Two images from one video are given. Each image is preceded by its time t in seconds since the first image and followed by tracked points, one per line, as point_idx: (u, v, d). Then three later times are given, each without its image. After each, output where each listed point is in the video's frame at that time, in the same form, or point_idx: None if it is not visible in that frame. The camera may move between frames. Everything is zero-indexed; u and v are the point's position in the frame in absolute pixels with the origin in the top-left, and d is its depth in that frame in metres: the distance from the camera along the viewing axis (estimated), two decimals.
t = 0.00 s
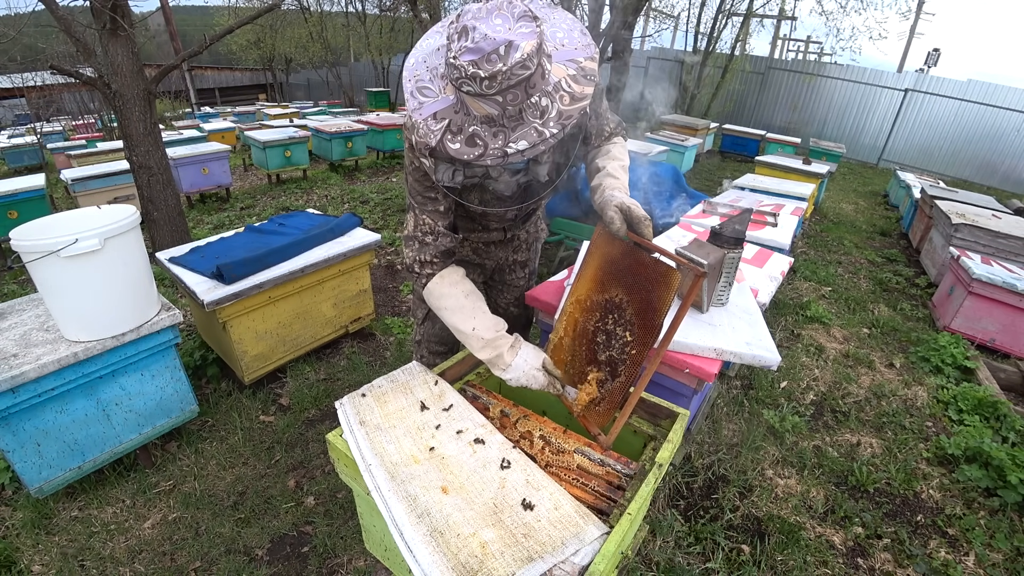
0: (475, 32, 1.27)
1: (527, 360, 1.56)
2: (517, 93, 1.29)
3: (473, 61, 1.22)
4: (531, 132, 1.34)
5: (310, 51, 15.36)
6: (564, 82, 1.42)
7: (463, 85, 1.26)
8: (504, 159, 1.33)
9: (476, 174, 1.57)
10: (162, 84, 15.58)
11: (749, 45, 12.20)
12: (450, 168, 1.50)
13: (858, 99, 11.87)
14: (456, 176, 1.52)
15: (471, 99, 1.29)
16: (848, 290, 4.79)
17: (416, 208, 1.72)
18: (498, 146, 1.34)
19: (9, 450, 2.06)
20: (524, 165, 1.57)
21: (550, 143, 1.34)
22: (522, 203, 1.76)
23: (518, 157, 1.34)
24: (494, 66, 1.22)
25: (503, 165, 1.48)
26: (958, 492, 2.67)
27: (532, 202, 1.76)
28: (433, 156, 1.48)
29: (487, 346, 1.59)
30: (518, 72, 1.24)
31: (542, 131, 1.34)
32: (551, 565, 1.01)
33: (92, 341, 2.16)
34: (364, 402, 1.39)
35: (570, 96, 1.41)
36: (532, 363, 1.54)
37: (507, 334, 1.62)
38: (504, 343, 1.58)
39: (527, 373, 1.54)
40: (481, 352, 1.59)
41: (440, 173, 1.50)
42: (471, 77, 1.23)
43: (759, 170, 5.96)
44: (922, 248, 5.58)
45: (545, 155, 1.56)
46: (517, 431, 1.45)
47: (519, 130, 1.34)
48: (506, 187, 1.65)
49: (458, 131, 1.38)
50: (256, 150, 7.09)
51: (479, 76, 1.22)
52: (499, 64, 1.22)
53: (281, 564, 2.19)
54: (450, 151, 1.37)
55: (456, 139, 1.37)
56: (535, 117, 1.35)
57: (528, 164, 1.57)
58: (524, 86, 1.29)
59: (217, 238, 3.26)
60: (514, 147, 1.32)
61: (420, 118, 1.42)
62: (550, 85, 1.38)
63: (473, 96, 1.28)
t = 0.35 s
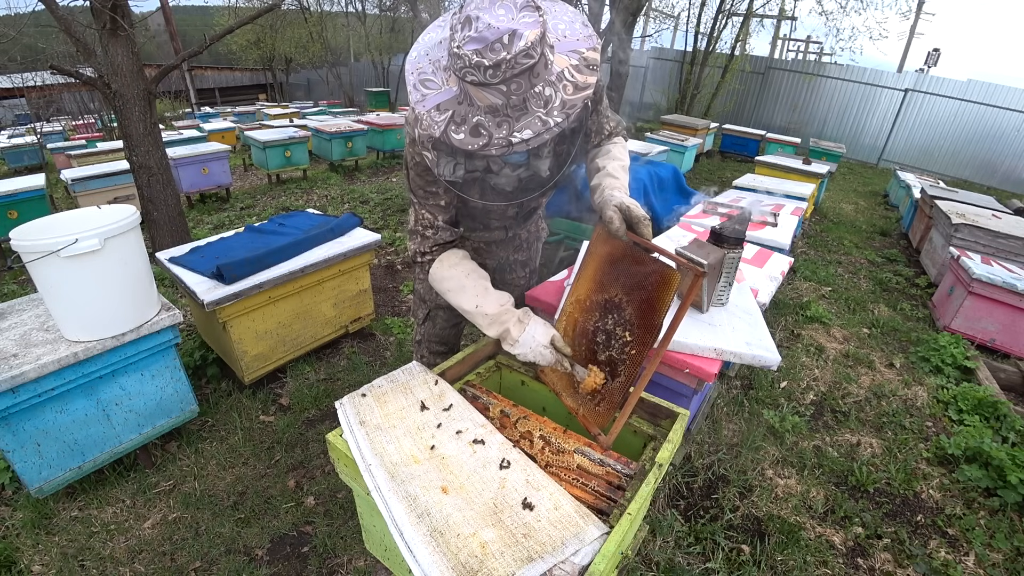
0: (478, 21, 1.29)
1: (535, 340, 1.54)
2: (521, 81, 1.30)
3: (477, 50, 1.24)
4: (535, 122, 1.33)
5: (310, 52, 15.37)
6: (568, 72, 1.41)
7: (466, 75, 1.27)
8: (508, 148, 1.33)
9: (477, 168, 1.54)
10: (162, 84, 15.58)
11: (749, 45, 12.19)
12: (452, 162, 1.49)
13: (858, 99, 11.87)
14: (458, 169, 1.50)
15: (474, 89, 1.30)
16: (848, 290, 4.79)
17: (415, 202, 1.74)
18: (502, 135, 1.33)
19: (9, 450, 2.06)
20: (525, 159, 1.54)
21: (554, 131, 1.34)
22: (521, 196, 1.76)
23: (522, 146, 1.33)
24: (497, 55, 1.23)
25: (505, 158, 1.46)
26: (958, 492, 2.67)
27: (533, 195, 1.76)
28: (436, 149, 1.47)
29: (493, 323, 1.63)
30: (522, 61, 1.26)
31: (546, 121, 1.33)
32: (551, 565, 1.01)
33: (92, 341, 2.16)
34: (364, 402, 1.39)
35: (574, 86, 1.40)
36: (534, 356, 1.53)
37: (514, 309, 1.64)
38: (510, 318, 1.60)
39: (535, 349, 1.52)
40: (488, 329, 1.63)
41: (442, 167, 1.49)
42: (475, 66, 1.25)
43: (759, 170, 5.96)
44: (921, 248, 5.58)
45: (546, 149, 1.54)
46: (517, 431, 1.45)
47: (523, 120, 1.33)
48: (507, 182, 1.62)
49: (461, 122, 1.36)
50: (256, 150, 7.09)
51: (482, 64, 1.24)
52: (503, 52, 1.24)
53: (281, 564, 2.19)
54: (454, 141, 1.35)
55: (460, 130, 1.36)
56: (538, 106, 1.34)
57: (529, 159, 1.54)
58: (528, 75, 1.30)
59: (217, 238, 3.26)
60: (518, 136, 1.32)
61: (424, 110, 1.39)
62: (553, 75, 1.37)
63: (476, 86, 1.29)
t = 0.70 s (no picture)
0: (489, 14, 1.27)
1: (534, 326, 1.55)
2: (531, 75, 1.31)
3: (489, 43, 1.24)
4: (545, 115, 1.35)
5: (310, 52, 15.37)
6: (576, 67, 1.43)
7: (478, 68, 1.28)
8: (519, 141, 1.34)
9: (482, 163, 1.58)
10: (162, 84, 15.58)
11: (749, 45, 12.19)
12: (458, 157, 1.46)
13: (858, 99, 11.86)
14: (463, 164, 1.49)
15: (485, 82, 1.31)
16: (848, 290, 4.79)
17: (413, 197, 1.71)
18: (513, 129, 1.34)
19: (9, 450, 2.05)
20: (529, 155, 1.61)
21: (565, 125, 1.36)
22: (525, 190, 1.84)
23: (533, 140, 1.34)
24: (510, 48, 1.24)
25: (508, 150, 1.50)
26: (958, 492, 2.67)
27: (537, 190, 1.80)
28: (441, 143, 1.44)
29: (492, 312, 1.62)
30: (534, 54, 1.27)
31: (556, 115, 1.35)
32: (551, 565, 1.01)
33: (92, 341, 2.16)
34: (364, 402, 1.39)
35: (583, 80, 1.42)
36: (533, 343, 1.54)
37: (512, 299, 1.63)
38: (510, 306, 1.59)
39: (535, 335, 1.53)
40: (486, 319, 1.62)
41: (448, 161, 1.46)
42: (487, 58, 1.25)
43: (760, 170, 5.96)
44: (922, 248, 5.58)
45: (551, 145, 1.59)
46: (517, 431, 1.45)
47: (534, 114, 1.35)
48: (511, 178, 1.68)
49: (471, 115, 1.37)
50: (256, 150, 7.09)
51: (495, 57, 1.24)
52: (516, 45, 1.24)
53: (281, 564, 2.19)
54: (464, 134, 1.35)
55: (470, 123, 1.36)
56: (548, 100, 1.37)
57: (534, 154, 1.60)
58: (538, 69, 1.31)
59: (217, 238, 3.26)
60: (529, 130, 1.33)
61: (433, 103, 1.39)
62: (562, 70, 1.40)
63: (487, 79, 1.30)
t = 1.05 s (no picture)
0: (486, 8, 1.26)
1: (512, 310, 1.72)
2: (526, 71, 1.29)
3: (484, 38, 1.22)
4: (538, 112, 1.34)
5: (310, 52, 15.40)
6: (572, 64, 1.42)
7: (472, 62, 1.26)
8: (511, 137, 1.33)
9: (475, 159, 1.56)
10: (163, 84, 15.58)
11: (749, 45, 12.18)
12: (452, 152, 1.51)
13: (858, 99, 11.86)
14: (457, 160, 1.53)
15: (479, 76, 1.29)
16: (848, 290, 4.79)
17: (403, 189, 1.79)
18: (506, 124, 1.34)
19: (9, 450, 2.06)
20: (525, 152, 1.56)
21: (558, 122, 1.35)
22: (520, 189, 1.78)
23: (525, 136, 1.34)
24: (506, 43, 1.22)
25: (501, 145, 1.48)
26: (958, 491, 2.67)
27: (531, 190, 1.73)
28: (436, 138, 1.48)
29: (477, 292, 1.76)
30: (529, 51, 1.25)
31: (549, 111, 1.35)
32: (551, 565, 1.01)
33: (92, 341, 2.16)
34: (364, 402, 1.38)
35: (578, 78, 1.41)
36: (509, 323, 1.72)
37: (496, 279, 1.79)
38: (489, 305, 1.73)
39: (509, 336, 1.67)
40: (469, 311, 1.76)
41: (441, 156, 1.51)
42: (481, 53, 1.24)
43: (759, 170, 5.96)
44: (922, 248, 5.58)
45: (545, 143, 1.52)
46: (517, 431, 1.45)
47: (527, 110, 1.35)
48: (505, 176, 1.63)
49: (465, 109, 1.37)
50: (256, 150, 7.10)
51: (490, 52, 1.22)
52: (511, 41, 1.23)
53: (281, 564, 2.19)
54: (457, 128, 1.36)
55: (464, 117, 1.36)
56: (542, 96, 1.36)
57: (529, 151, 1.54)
58: (534, 66, 1.30)
59: (217, 238, 3.26)
60: (522, 125, 1.33)
61: (427, 96, 1.41)
62: (558, 67, 1.39)
63: (482, 73, 1.28)
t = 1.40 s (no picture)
0: None
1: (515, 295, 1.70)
2: (501, 50, 1.30)
3: (458, 16, 1.25)
4: (514, 91, 1.31)
5: (310, 52, 15.41)
6: (550, 46, 1.40)
7: (448, 41, 1.28)
8: (485, 116, 1.30)
9: (463, 147, 1.49)
10: (163, 83, 15.56)
11: (749, 45, 12.18)
12: (438, 139, 1.47)
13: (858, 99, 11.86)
14: (443, 147, 1.47)
15: (456, 56, 1.31)
16: (848, 290, 4.79)
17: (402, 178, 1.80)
18: (481, 104, 1.32)
19: (9, 450, 2.06)
20: (512, 140, 1.50)
21: (534, 101, 1.31)
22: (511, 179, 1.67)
23: (500, 115, 1.31)
24: (478, 20, 1.24)
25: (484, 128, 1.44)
26: (958, 491, 2.67)
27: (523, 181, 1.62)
28: (421, 124, 1.47)
29: (483, 275, 1.75)
30: (502, 28, 1.27)
31: (525, 90, 1.31)
32: (551, 565, 1.01)
33: (92, 341, 2.16)
34: (364, 402, 1.38)
35: (556, 59, 1.38)
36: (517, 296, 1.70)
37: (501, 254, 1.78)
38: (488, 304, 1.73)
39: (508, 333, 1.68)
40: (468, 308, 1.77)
41: (428, 143, 1.48)
42: (455, 31, 1.25)
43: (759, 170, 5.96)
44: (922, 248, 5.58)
45: (531, 130, 1.45)
46: (517, 431, 1.45)
47: (503, 90, 1.32)
48: (493, 167, 1.53)
49: (442, 90, 1.36)
50: (256, 150, 7.09)
51: (462, 30, 1.24)
52: (483, 18, 1.24)
53: (280, 564, 2.19)
54: (433, 108, 1.35)
55: (440, 97, 1.35)
56: (519, 76, 1.33)
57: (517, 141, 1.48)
58: (509, 44, 1.30)
59: (217, 238, 3.26)
60: (496, 104, 1.30)
61: (407, 78, 1.42)
62: (537, 48, 1.37)
63: (457, 53, 1.29)
